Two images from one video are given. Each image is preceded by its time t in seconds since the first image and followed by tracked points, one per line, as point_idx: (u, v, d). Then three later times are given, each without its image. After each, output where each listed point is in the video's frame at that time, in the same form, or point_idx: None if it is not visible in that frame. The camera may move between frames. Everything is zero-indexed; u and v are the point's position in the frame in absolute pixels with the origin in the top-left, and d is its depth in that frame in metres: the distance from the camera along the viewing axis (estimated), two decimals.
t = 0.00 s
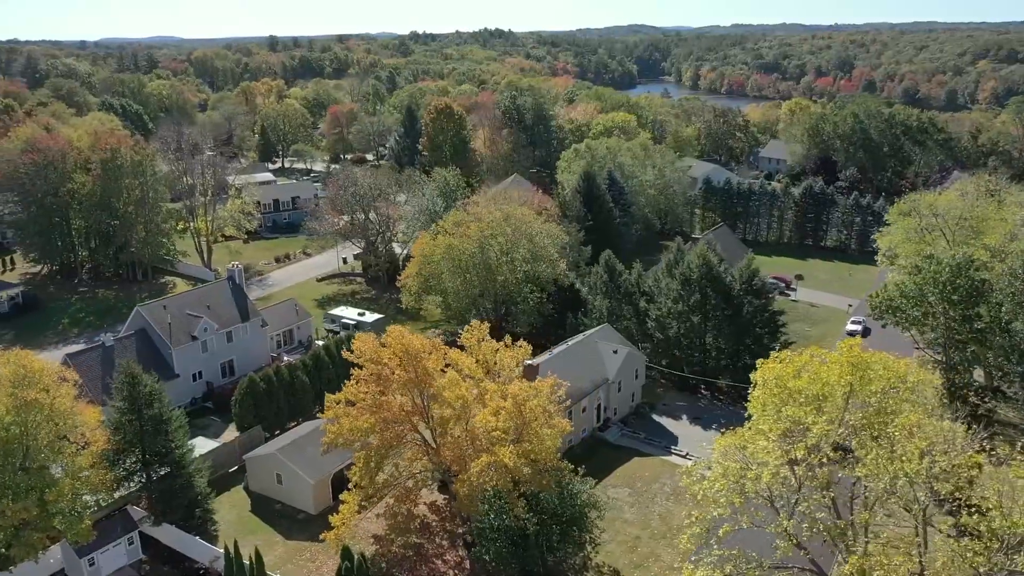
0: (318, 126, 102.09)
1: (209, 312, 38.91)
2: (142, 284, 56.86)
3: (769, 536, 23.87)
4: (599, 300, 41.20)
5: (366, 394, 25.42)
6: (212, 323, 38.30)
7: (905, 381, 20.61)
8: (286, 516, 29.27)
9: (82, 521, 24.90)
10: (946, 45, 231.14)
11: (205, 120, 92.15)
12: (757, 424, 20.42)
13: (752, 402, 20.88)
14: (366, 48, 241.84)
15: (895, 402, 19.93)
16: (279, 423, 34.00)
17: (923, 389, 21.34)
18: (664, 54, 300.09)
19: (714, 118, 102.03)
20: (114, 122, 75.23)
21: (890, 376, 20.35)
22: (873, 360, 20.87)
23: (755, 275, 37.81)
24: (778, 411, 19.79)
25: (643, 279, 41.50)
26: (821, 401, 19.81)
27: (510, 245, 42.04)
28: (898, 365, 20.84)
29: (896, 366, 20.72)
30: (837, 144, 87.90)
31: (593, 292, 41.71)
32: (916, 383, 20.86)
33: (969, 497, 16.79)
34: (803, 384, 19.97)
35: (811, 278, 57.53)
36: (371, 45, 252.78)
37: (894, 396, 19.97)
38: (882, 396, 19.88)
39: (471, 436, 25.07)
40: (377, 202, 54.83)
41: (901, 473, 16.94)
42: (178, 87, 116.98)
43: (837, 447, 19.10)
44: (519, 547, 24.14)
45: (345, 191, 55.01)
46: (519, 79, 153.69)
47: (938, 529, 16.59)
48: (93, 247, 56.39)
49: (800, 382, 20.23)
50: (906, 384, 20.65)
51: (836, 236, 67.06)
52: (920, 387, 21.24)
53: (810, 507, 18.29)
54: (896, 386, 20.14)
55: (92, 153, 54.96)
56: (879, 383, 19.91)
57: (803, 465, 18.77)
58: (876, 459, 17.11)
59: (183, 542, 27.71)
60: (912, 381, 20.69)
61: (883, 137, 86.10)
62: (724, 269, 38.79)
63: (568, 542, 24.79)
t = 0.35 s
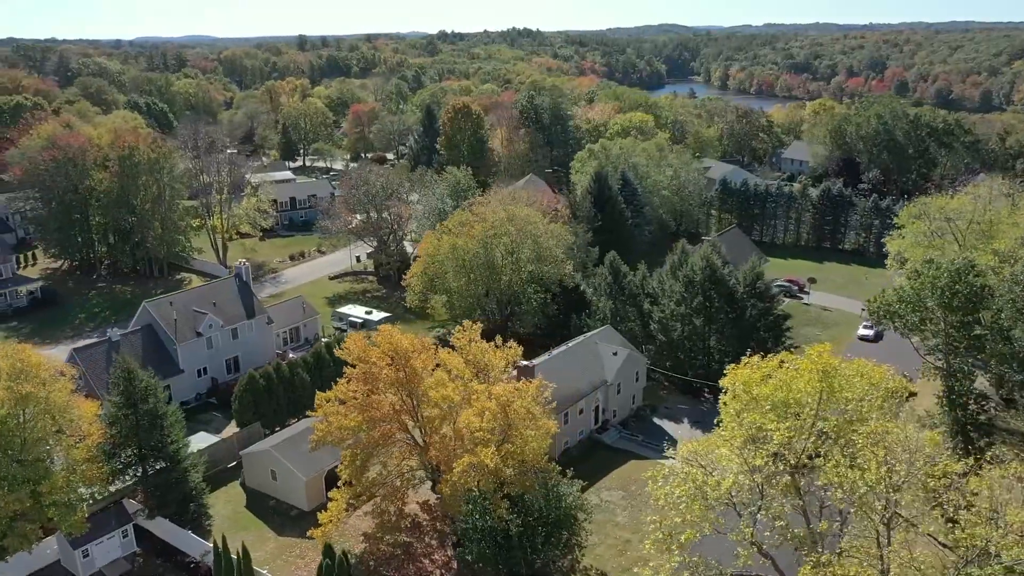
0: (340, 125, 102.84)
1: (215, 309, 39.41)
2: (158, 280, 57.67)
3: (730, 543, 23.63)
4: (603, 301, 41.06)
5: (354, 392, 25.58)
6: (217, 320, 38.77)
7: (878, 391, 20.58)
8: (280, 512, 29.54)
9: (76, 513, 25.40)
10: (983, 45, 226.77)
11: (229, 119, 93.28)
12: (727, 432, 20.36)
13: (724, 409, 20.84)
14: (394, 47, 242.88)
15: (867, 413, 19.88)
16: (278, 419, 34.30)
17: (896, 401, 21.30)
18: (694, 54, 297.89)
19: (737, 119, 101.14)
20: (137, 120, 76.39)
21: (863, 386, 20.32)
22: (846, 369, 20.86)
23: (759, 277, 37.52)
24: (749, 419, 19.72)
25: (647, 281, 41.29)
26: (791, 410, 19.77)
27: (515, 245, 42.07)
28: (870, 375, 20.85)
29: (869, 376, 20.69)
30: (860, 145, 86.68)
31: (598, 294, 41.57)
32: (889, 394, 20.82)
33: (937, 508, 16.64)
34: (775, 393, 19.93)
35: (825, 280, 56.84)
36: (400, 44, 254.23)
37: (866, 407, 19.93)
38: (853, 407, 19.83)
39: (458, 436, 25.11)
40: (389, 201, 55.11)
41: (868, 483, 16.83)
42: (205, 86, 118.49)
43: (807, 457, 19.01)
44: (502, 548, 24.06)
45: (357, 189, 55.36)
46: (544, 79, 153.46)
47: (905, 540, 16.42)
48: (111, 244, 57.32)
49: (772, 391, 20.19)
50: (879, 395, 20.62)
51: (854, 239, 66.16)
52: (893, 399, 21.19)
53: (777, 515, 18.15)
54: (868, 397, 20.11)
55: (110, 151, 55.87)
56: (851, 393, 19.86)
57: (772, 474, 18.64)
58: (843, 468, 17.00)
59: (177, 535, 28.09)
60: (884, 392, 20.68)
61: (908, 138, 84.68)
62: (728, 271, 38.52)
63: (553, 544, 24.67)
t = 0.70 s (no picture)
0: (362, 124, 103.51)
1: (221, 306, 39.89)
2: (174, 276, 58.45)
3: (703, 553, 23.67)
4: (608, 303, 40.89)
5: (343, 389, 25.64)
6: (222, 317, 39.24)
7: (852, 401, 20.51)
8: (274, 509, 29.83)
9: (69, 505, 25.91)
10: (1020, 45, 221.99)
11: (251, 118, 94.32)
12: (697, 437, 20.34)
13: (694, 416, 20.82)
14: (422, 46, 243.79)
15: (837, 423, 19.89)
16: (278, 416, 34.62)
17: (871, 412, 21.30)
18: (724, 54, 295.21)
19: (759, 120, 100.16)
20: (160, 119, 77.53)
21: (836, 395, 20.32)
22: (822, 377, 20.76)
23: (763, 280, 37.05)
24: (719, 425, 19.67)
25: (652, 283, 41.00)
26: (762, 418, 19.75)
27: (519, 246, 42.11)
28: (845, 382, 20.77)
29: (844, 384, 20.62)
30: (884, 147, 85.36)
31: (602, 295, 41.38)
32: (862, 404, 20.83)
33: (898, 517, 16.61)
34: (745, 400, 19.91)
35: (840, 284, 56.09)
36: (427, 43, 255.16)
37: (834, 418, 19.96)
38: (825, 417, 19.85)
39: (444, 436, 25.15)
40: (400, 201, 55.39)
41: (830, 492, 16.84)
42: (230, 85, 119.84)
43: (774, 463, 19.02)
44: (485, 550, 24.10)
45: (369, 189, 55.72)
46: (569, 79, 153.01)
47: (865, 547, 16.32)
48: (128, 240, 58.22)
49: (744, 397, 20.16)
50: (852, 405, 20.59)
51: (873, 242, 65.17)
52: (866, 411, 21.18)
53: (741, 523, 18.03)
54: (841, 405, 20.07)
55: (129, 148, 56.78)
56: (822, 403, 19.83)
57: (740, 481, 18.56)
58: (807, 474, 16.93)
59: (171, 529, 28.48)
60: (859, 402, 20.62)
61: (933, 140, 83.21)
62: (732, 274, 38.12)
63: (536, 546, 24.69)
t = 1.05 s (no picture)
0: (384, 123, 104.03)
1: (228, 303, 40.32)
2: (190, 272, 59.21)
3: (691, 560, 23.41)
4: (612, 305, 40.68)
5: (333, 387, 25.73)
6: (228, 314, 39.63)
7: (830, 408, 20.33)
8: (269, 505, 30.09)
9: (64, 497, 26.42)
10: None
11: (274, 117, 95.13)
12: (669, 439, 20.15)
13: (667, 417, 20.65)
14: (450, 46, 244.54)
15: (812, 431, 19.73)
16: (279, 413, 34.90)
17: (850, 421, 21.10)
18: (755, 53, 292.19)
19: (783, 121, 99.02)
20: (183, 118, 78.52)
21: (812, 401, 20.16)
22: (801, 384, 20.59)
23: (767, 284, 36.62)
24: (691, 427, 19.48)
25: (657, 285, 40.65)
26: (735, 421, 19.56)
27: (525, 246, 42.01)
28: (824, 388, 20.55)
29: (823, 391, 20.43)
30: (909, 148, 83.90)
31: (607, 297, 41.11)
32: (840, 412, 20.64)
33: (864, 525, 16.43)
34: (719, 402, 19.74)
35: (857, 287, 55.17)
36: (456, 43, 255.74)
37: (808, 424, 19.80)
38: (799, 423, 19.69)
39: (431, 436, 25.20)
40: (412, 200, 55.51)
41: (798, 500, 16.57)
42: (256, 84, 121.15)
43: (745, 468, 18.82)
44: (469, 550, 24.09)
45: (382, 188, 55.98)
46: (595, 79, 152.45)
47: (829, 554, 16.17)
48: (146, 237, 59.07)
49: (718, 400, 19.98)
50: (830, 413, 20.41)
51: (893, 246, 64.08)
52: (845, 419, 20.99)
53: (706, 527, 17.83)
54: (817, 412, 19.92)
55: (147, 146, 57.62)
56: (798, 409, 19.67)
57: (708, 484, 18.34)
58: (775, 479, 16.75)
59: (166, 523, 28.85)
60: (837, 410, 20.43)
61: (960, 142, 81.61)
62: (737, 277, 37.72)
63: (521, 548, 24.62)
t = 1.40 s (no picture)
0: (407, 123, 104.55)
1: (235, 300, 40.71)
2: (207, 269, 60.01)
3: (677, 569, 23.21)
4: (617, 307, 40.49)
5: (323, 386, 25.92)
6: (235, 311, 40.01)
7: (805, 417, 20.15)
8: (264, 501, 30.44)
9: (61, 490, 26.90)
10: None
11: (297, 116, 96.01)
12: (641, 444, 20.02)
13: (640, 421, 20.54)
14: (479, 45, 245.09)
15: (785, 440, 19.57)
16: (279, 410, 35.20)
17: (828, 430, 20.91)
18: (787, 53, 288.86)
19: (808, 122, 97.82)
20: (206, 117, 79.51)
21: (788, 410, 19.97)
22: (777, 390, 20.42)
23: (772, 287, 36.18)
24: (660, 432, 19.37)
25: (662, 287, 40.30)
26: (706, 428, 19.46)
27: (530, 247, 41.92)
28: (802, 396, 20.36)
29: (800, 399, 20.24)
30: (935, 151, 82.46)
31: (612, 299, 40.89)
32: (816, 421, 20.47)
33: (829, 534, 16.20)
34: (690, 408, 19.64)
35: (874, 292, 54.26)
36: (484, 42, 255.80)
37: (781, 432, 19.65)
38: (772, 431, 19.54)
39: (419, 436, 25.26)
40: (425, 199, 55.72)
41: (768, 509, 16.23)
42: (282, 83, 122.48)
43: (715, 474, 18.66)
44: (454, 550, 24.08)
45: (395, 187, 56.26)
46: (621, 78, 151.78)
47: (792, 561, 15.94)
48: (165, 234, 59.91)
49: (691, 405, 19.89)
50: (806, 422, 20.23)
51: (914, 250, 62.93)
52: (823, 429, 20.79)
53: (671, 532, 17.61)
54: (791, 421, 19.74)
55: (165, 143, 58.53)
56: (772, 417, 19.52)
57: (677, 488, 18.14)
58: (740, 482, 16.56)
59: (163, 516, 29.26)
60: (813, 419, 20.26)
61: (989, 145, 79.94)
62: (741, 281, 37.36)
63: (506, 550, 24.56)
